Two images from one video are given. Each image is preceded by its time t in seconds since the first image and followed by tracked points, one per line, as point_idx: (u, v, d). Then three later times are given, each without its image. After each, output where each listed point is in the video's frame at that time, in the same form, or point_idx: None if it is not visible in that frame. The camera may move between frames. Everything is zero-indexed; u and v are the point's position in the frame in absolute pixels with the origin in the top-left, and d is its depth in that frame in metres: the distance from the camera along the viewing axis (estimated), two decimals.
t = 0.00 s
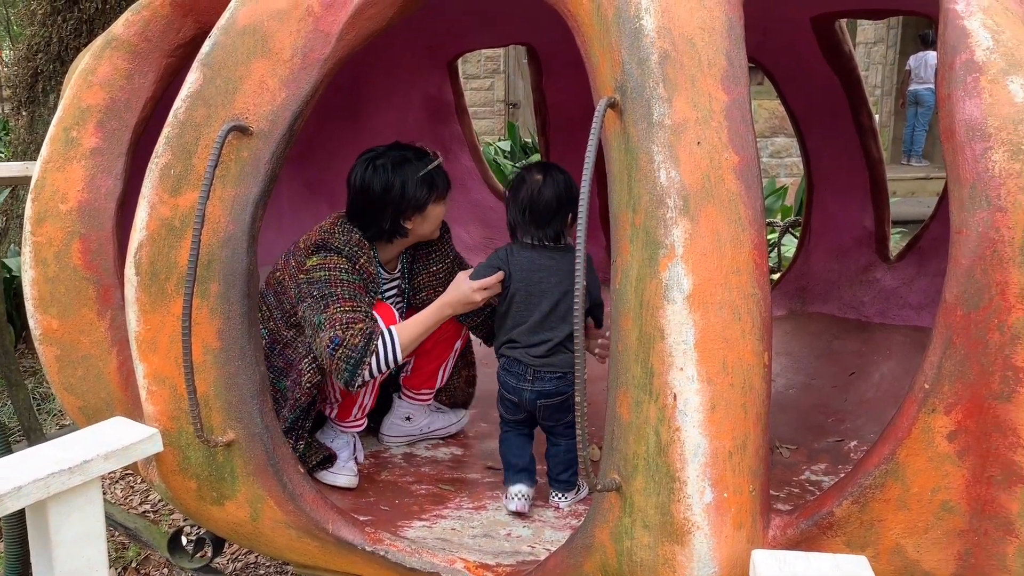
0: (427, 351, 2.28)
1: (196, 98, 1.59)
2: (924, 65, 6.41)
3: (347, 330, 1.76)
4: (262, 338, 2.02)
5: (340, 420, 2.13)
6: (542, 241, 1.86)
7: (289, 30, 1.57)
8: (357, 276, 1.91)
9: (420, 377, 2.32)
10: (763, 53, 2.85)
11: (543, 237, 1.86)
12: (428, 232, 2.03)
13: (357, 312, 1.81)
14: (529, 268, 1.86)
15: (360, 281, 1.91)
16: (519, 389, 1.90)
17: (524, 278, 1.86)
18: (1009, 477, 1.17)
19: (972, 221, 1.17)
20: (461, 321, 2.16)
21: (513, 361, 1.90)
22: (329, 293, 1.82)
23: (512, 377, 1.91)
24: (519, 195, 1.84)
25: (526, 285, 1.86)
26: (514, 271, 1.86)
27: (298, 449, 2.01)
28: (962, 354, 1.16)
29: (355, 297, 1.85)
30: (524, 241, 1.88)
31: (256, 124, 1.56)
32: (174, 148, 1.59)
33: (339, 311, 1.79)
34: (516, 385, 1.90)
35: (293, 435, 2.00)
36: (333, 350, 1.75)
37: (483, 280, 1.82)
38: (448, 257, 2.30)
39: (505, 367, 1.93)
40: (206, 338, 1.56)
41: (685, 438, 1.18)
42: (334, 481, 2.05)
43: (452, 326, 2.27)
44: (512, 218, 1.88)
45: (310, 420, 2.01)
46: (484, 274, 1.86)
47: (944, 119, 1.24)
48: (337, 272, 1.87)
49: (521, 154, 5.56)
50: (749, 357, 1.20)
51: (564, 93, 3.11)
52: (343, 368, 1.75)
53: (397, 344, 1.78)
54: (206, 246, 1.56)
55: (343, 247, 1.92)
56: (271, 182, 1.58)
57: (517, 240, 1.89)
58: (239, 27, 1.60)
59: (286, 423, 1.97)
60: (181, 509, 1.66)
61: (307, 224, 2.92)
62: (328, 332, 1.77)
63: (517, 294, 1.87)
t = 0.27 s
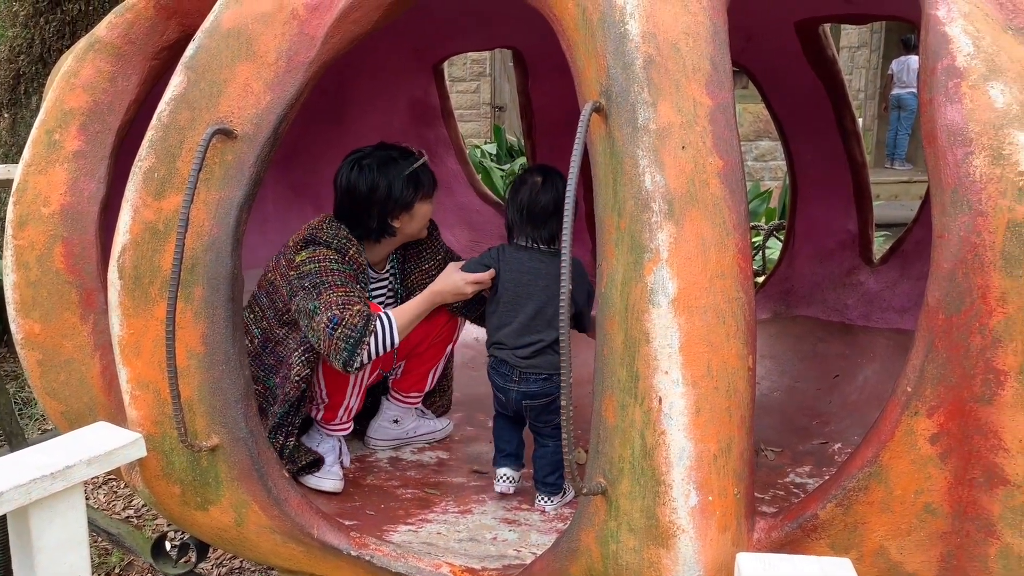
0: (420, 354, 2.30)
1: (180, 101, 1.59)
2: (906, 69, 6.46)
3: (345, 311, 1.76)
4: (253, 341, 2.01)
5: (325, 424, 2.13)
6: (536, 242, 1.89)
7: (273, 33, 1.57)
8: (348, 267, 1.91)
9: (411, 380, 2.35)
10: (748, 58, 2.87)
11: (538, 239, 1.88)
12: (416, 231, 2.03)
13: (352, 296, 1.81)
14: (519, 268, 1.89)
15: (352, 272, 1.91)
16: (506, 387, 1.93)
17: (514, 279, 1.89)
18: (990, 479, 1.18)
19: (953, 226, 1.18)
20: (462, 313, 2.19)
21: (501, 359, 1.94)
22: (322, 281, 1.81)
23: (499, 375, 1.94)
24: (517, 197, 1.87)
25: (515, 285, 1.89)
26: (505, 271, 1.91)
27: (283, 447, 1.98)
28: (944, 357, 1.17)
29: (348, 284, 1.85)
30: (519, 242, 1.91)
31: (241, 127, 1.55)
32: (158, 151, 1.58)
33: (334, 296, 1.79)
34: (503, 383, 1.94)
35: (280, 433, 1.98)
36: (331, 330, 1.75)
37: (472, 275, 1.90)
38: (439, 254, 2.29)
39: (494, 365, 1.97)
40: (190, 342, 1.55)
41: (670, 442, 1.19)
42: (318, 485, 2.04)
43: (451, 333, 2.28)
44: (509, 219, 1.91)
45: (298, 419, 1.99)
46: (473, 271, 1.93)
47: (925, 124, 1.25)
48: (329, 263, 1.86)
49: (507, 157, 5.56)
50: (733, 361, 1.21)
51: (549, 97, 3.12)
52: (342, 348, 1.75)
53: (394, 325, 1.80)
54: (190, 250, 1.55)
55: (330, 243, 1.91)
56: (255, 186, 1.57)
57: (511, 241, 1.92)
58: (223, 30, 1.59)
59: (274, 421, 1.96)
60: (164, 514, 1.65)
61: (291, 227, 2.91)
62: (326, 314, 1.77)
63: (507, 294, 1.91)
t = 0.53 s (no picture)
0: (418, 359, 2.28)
1: (168, 105, 1.58)
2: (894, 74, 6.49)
3: (344, 304, 1.77)
4: (250, 341, 2.01)
5: (314, 425, 2.12)
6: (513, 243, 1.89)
7: (262, 37, 1.57)
8: (342, 263, 1.91)
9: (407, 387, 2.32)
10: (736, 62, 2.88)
11: (513, 240, 1.89)
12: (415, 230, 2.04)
13: (348, 291, 1.81)
14: (497, 269, 1.90)
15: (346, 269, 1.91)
16: (486, 385, 1.95)
17: (492, 279, 1.90)
18: (976, 482, 1.19)
19: (939, 230, 1.18)
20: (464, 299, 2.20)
21: (481, 357, 1.95)
22: (316, 278, 1.81)
23: (479, 373, 1.95)
24: (493, 199, 1.88)
25: (494, 285, 1.90)
26: (484, 271, 1.92)
27: (271, 445, 1.96)
28: (930, 361, 1.18)
29: (343, 280, 1.85)
30: (496, 243, 1.91)
31: (229, 131, 1.55)
32: (145, 154, 1.58)
33: (330, 290, 1.79)
34: (484, 381, 1.95)
35: (270, 430, 1.96)
36: (331, 323, 1.75)
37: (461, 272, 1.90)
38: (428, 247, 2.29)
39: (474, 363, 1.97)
40: (178, 346, 1.54)
41: (658, 445, 1.19)
42: (306, 489, 2.03)
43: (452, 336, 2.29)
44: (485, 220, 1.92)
45: (288, 416, 1.98)
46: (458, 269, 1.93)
47: (911, 129, 1.26)
48: (322, 260, 1.86)
49: (496, 160, 5.56)
50: (720, 364, 1.21)
51: (539, 101, 3.13)
52: (341, 340, 1.75)
53: (390, 318, 1.81)
54: (178, 253, 1.54)
55: (326, 239, 1.91)
56: (244, 189, 1.57)
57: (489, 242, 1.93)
58: (212, 33, 1.59)
59: (266, 417, 1.95)
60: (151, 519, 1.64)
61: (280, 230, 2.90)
62: (324, 308, 1.77)
63: (486, 293, 1.92)
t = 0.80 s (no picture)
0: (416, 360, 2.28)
1: (164, 107, 1.58)
2: (889, 77, 6.51)
3: (357, 296, 1.81)
4: (260, 344, 2.00)
5: (319, 432, 2.13)
6: (516, 245, 1.92)
7: (259, 39, 1.56)
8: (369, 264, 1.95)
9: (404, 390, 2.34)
10: (732, 64, 2.87)
11: (520, 241, 1.92)
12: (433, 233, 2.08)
13: (367, 286, 1.85)
14: (505, 271, 1.94)
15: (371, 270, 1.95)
16: (492, 386, 1.98)
17: (500, 280, 1.94)
18: (973, 485, 1.19)
19: (936, 233, 1.18)
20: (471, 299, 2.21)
21: (488, 359, 1.98)
22: (342, 269, 1.87)
23: (486, 374, 1.99)
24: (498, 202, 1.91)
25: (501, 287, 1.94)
26: (491, 274, 1.96)
27: (289, 439, 1.98)
28: (927, 364, 1.18)
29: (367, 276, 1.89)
30: (503, 246, 1.95)
31: (225, 133, 1.55)
32: (141, 157, 1.57)
33: (350, 282, 1.84)
34: (490, 382, 1.98)
35: (288, 424, 1.98)
36: (341, 313, 1.78)
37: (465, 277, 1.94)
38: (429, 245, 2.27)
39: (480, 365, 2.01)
40: (174, 349, 1.54)
41: (656, 449, 1.19)
42: (303, 492, 2.03)
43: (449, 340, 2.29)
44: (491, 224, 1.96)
45: (306, 413, 2.00)
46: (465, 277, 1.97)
47: (907, 133, 1.27)
48: (351, 254, 1.91)
49: (491, 163, 5.57)
50: (718, 367, 1.21)
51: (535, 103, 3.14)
52: (349, 332, 1.78)
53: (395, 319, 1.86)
54: (175, 256, 1.54)
55: (359, 235, 1.96)
56: (240, 191, 1.57)
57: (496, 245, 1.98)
58: (208, 35, 1.59)
59: (284, 411, 1.97)
60: (148, 523, 1.64)
61: (280, 233, 2.90)
62: (338, 297, 1.81)
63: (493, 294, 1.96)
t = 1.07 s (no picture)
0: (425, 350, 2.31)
1: (165, 109, 1.58)
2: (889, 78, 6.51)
3: (366, 254, 1.89)
4: (285, 333, 1.99)
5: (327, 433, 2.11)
6: (532, 246, 1.98)
7: (261, 42, 1.56)
8: (400, 250, 1.99)
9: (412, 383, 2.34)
10: (734, 66, 2.87)
11: (535, 243, 1.97)
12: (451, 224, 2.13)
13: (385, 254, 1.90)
14: (519, 271, 2.01)
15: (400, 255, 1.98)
16: (501, 378, 2.07)
17: (513, 280, 2.02)
18: (976, 489, 1.19)
19: (939, 237, 1.18)
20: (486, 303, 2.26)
21: (500, 352, 2.08)
22: (369, 239, 1.92)
23: (498, 366, 2.08)
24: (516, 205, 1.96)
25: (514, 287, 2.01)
26: (507, 272, 2.03)
27: (321, 411, 2.00)
28: (931, 367, 1.18)
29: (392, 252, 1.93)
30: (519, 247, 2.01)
31: (227, 136, 1.55)
32: (143, 159, 1.57)
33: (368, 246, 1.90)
34: (500, 375, 2.08)
35: (319, 396, 1.99)
36: (347, 267, 1.87)
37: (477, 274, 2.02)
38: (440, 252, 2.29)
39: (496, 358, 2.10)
40: (176, 352, 1.54)
41: (659, 453, 1.19)
42: (304, 494, 2.01)
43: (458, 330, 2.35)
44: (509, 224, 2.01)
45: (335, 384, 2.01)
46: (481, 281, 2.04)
47: (911, 136, 1.26)
48: (386, 236, 1.94)
49: (491, 164, 5.57)
50: (721, 371, 1.21)
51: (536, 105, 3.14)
52: (351, 285, 1.86)
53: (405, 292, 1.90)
54: (177, 258, 1.54)
55: (396, 224, 2.00)
56: (242, 194, 1.56)
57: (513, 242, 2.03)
58: (209, 37, 1.59)
59: (314, 383, 1.98)
60: (149, 526, 1.64)
61: (280, 235, 2.86)
62: (350, 255, 1.90)
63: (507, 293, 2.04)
